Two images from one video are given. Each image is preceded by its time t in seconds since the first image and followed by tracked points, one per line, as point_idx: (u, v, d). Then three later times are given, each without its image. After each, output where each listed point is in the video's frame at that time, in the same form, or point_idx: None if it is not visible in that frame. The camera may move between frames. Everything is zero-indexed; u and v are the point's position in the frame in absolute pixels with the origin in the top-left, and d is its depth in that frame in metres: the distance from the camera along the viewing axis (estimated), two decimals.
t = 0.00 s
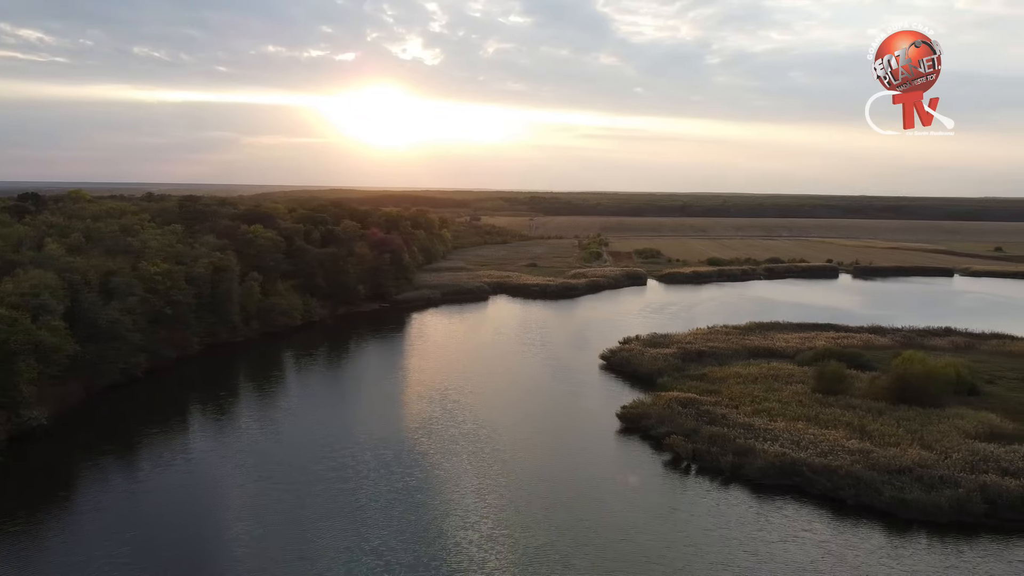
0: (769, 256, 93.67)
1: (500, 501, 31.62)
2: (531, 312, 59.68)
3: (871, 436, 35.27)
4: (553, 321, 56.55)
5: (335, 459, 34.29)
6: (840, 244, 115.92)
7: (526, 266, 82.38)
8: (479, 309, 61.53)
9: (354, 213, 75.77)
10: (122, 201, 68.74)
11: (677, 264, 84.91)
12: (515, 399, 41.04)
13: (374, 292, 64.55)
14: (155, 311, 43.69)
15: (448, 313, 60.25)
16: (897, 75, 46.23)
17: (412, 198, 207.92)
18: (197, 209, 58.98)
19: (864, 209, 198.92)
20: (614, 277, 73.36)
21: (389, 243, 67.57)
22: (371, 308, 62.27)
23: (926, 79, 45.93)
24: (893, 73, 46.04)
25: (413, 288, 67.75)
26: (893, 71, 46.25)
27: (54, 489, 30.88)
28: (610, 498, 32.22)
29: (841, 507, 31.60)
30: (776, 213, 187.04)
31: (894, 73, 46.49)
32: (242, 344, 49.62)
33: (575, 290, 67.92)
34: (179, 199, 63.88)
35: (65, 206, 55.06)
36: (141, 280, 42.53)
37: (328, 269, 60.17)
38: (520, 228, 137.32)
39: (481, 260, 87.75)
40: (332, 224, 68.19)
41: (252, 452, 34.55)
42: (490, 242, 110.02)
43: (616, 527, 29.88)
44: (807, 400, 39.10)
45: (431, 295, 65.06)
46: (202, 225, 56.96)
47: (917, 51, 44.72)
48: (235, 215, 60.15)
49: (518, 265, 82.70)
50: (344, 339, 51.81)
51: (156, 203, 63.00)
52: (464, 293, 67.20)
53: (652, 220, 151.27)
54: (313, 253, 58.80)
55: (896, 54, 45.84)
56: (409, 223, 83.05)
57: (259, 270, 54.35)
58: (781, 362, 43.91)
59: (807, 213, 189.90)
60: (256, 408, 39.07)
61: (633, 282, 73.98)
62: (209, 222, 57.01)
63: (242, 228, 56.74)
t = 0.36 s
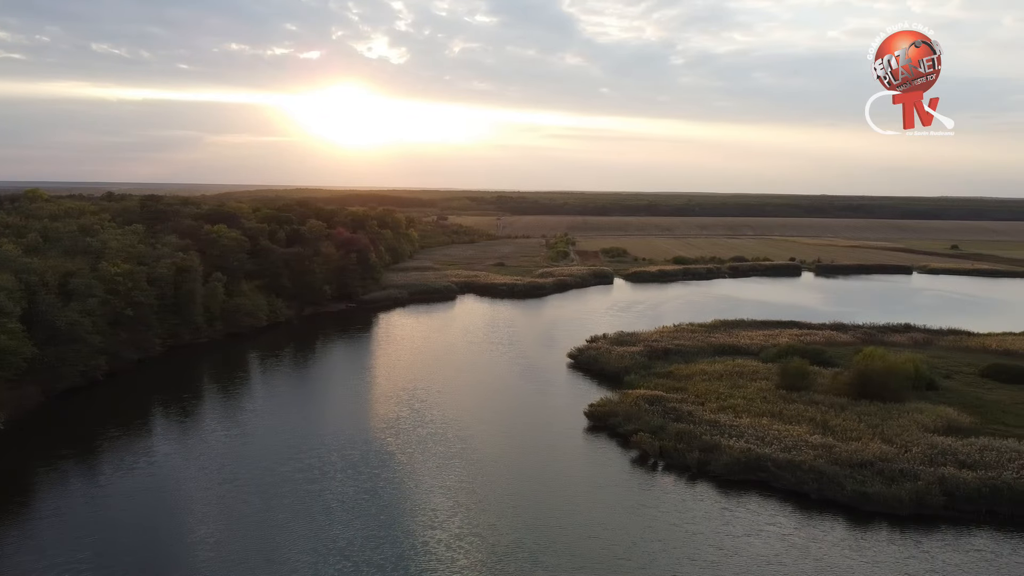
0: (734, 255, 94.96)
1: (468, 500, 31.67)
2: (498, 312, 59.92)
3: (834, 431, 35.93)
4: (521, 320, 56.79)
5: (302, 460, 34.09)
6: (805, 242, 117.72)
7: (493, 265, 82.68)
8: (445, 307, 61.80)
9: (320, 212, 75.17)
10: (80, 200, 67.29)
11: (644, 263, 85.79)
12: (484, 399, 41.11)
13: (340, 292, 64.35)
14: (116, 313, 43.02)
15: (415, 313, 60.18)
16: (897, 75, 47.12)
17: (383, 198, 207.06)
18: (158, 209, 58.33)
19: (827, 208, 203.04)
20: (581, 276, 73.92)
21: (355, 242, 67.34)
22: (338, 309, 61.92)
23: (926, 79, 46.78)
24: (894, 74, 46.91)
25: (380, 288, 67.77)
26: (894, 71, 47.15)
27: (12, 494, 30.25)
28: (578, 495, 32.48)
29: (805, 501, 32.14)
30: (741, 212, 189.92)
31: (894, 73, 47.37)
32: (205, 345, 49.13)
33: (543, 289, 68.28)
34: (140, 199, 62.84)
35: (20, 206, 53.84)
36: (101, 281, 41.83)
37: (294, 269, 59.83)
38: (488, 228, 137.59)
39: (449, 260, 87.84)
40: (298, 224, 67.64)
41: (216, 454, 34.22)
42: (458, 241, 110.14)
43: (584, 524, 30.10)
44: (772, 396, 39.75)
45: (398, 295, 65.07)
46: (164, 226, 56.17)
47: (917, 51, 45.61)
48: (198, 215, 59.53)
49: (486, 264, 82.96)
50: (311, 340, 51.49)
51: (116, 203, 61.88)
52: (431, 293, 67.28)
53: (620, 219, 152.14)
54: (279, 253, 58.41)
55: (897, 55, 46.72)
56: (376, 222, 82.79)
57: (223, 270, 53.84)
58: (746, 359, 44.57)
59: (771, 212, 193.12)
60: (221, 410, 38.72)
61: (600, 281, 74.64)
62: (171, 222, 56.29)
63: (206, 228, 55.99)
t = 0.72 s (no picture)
0: (700, 254, 96.00)
1: (436, 500, 31.69)
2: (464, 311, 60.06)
3: (797, 427, 36.56)
4: (487, 319, 56.94)
5: (266, 462, 33.86)
6: (770, 241, 119.66)
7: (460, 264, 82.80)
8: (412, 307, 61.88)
9: (285, 212, 74.55)
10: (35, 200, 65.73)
11: (610, 262, 86.50)
12: (452, 398, 41.15)
13: (306, 293, 63.99)
14: (74, 315, 42.27)
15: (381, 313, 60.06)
16: (898, 75, 47.90)
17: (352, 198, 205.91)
18: (118, 209, 57.55)
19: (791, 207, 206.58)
20: (548, 275, 74.31)
21: (320, 242, 67.16)
22: (304, 309, 61.48)
23: (926, 79, 47.56)
24: (895, 74, 47.68)
25: (346, 288, 67.59)
26: (894, 71, 47.96)
27: None
28: (545, 493, 32.68)
29: (769, 496, 32.65)
30: (707, 211, 192.30)
31: (894, 73, 48.14)
32: (168, 347, 48.49)
33: (510, 288, 68.53)
34: (99, 198, 61.68)
35: None
36: (59, 282, 41.08)
37: (259, 269, 59.41)
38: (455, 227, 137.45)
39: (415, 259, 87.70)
40: (262, 223, 67.02)
41: (179, 458, 33.83)
42: (424, 241, 109.95)
43: (551, 521, 30.31)
44: (736, 392, 40.35)
45: (365, 295, 64.91)
46: (125, 226, 55.35)
47: (918, 52, 46.37)
48: (159, 215, 58.63)
49: (452, 264, 83.04)
50: (276, 341, 51.09)
51: (73, 202, 60.65)
52: (398, 292, 67.19)
53: (588, 218, 152.45)
54: (242, 253, 58.02)
55: (898, 54, 47.47)
56: (341, 222, 82.36)
57: (185, 270, 53.23)
58: (711, 356, 45.20)
59: (737, 211, 195.82)
60: (183, 412, 38.32)
61: (567, 279, 75.12)
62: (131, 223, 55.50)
63: (168, 228, 55.28)
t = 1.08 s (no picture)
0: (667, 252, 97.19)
1: (406, 500, 31.66)
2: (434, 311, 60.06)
3: (763, 423, 37.11)
4: (457, 319, 56.94)
5: (233, 464, 33.61)
6: (737, 240, 121.25)
7: (429, 264, 82.75)
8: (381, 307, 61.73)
9: (251, 212, 73.86)
10: None
11: (579, 261, 86.97)
12: (423, 399, 41.15)
13: (273, 293, 63.54)
14: (34, 317, 41.53)
15: (349, 313, 59.81)
16: (899, 75, 48.63)
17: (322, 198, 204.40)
18: (80, 210, 56.70)
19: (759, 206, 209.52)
20: (518, 274, 74.55)
21: (288, 242, 66.69)
22: (272, 309, 61.00)
23: (926, 79, 48.25)
24: (896, 74, 48.42)
25: (314, 288, 67.16)
26: (895, 71, 48.71)
27: None
28: (516, 491, 32.83)
29: (737, 492, 33.09)
30: (675, 211, 194.29)
31: (895, 73, 48.87)
32: (132, 348, 47.80)
33: (480, 288, 68.65)
34: (59, 198, 60.59)
35: None
36: (18, 283, 40.33)
37: (225, 270, 58.83)
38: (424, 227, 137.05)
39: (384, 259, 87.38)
40: (228, 223, 66.35)
41: (143, 461, 33.43)
42: (393, 241, 109.56)
43: (521, 520, 30.44)
44: (704, 390, 40.87)
45: (333, 296, 64.63)
46: (87, 227, 54.53)
47: (917, 51, 47.08)
48: (122, 214, 57.80)
49: (421, 264, 82.95)
50: (243, 342, 50.68)
51: (32, 202, 59.48)
52: (367, 292, 66.94)
53: (558, 218, 153.03)
54: (208, 253, 57.48)
55: (898, 54, 48.17)
56: (309, 222, 81.77)
57: (150, 271, 52.58)
58: (679, 354, 45.73)
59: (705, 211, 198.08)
60: (148, 415, 37.88)
61: (537, 279, 75.40)
62: (93, 223, 54.70)
63: (132, 228, 54.52)
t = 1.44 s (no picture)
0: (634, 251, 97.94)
1: (373, 500, 31.63)
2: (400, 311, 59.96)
3: (728, 419, 37.70)
4: (423, 319, 56.86)
5: (196, 467, 33.29)
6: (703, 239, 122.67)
7: (395, 264, 82.49)
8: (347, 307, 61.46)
9: (214, 211, 72.95)
10: None
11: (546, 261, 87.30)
12: (390, 399, 41.11)
13: (237, 294, 62.95)
14: None
15: (315, 313, 59.45)
16: (899, 75, 49.47)
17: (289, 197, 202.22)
18: (36, 210, 55.64)
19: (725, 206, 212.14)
20: (485, 274, 74.65)
21: (252, 242, 66.05)
22: (236, 310, 60.37)
23: (926, 79, 49.14)
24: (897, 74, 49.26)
25: (279, 288, 66.62)
26: (895, 71, 49.55)
27: None
28: (483, 490, 32.98)
29: (702, 487, 33.57)
30: (642, 211, 195.90)
31: (895, 73, 49.72)
32: (92, 350, 46.98)
33: (446, 287, 68.64)
34: (13, 198, 59.31)
35: None
36: None
37: (188, 270, 58.09)
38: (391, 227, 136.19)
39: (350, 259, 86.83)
40: (190, 223, 65.50)
41: (103, 465, 32.95)
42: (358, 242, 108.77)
43: (488, 519, 30.57)
44: (670, 387, 41.40)
45: (298, 296, 64.21)
46: (43, 227, 53.55)
47: (917, 52, 47.93)
48: (80, 214, 56.77)
49: (388, 263, 82.64)
50: (206, 343, 50.14)
51: None
52: (333, 293, 66.57)
53: (526, 217, 153.22)
54: (170, 253, 56.78)
55: (898, 54, 48.98)
56: (273, 222, 80.93)
57: (110, 271, 51.80)
58: (645, 352, 46.27)
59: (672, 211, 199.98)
60: (108, 419, 37.35)
61: (504, 278, 75.58)
62: (50, 224, 53.75)
63: (90, 228, 53.64)
